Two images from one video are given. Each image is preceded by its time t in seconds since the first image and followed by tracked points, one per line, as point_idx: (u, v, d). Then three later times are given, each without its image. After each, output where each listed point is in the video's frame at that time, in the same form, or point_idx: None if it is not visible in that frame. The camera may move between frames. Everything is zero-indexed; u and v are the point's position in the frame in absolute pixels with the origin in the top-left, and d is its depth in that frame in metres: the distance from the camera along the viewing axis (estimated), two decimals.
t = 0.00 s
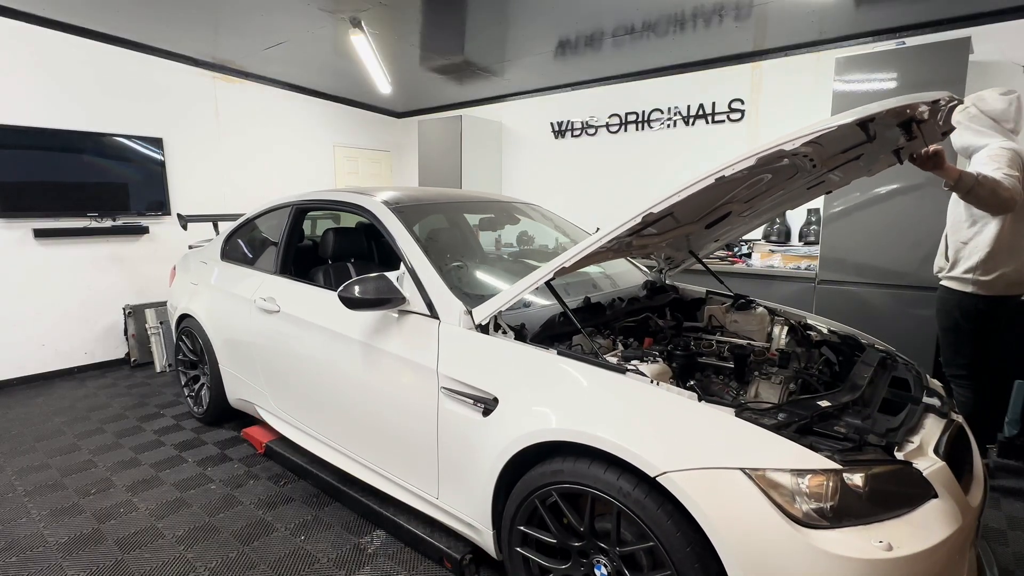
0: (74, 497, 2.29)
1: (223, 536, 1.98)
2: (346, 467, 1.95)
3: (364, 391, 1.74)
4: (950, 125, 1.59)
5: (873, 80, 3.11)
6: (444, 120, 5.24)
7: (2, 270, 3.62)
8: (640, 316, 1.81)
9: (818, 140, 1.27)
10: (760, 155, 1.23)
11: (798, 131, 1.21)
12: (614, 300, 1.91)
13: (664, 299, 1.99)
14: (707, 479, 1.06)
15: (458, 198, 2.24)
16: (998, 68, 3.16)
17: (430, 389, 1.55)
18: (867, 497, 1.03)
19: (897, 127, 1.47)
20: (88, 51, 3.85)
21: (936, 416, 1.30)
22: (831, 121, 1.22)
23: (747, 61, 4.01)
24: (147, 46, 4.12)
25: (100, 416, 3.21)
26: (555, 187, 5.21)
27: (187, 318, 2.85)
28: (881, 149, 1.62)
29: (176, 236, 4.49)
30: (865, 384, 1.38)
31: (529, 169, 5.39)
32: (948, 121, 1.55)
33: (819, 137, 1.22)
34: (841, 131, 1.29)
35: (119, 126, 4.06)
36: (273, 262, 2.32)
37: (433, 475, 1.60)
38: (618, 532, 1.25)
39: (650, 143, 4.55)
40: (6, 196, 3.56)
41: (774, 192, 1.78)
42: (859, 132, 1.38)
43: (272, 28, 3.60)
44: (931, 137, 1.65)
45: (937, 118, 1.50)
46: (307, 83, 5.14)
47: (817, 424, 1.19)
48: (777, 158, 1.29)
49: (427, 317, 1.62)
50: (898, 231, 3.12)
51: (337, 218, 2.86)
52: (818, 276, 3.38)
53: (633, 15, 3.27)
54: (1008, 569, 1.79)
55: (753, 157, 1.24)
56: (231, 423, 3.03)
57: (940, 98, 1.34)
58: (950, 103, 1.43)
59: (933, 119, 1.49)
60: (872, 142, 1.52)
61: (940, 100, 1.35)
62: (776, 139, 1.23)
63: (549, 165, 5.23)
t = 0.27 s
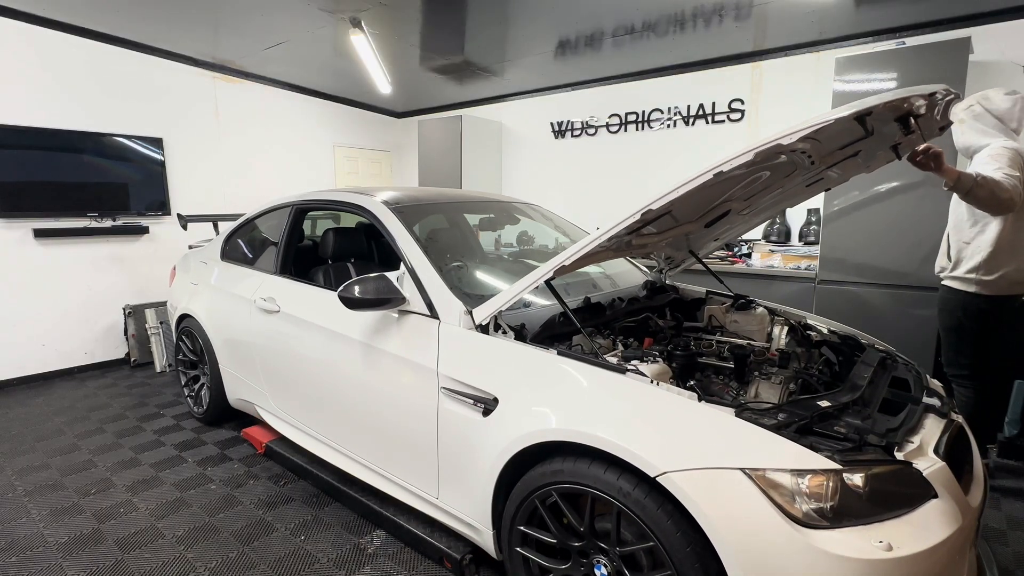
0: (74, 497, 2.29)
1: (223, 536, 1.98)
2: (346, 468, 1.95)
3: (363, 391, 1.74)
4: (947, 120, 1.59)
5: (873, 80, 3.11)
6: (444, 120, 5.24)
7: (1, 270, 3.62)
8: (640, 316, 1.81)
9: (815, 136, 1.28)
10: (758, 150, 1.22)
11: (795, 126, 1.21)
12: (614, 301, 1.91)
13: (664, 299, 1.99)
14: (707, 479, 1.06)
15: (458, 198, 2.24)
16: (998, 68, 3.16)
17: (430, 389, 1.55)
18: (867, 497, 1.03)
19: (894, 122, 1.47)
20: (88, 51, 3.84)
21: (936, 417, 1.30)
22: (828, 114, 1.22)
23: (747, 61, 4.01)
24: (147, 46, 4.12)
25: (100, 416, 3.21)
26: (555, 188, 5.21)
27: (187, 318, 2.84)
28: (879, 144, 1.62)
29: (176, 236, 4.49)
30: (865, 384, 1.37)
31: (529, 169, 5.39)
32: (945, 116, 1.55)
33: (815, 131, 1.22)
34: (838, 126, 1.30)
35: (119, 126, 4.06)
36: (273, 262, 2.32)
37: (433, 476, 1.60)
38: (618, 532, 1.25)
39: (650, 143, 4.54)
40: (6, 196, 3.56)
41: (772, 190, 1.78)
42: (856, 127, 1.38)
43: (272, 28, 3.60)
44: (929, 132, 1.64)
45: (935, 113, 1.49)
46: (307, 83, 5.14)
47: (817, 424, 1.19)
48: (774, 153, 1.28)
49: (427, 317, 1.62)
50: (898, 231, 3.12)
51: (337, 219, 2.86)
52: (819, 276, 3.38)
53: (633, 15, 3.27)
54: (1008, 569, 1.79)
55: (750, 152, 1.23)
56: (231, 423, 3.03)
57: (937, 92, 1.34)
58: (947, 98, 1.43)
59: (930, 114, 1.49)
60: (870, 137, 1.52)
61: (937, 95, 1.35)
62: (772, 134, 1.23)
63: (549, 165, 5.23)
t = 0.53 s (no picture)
0: (74, 497, 2.29)
1: (223, 536, 1.98)
2: (346, 468, 1.95)
3: (363, 391, 1.74)
4: (943, 112, 1.58)
5: (873, 80, 3.10)
6: (444, 120, 5.24)
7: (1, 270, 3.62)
8: (640, 316, 1.81)
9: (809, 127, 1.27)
10: (755, 140, 1.19)
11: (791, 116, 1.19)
12: (614, 301, 1.91)
13: (664, 299, 1.99)
14: (707, 479, 1.06)
15: (457, 197, 2.25)
16: (999, 68, 3.15)
17: (430, 389, 1.55)
18: (867, 497, 1.03)
19: (889, 114, 1.47)
20: (88, 51, 3.84)
21: (936, 417, 1.30)
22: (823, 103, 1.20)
23: (747, 61, 4.01)
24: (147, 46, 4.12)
25: (100, 416, 3.22)
26: (555, 188, 5.21)
27: (187, 318, 2.85)
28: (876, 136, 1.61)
29: (176, 236, 4.49)
30: (865, 385, 1.37)
31: (529, 169, 5.39)
32: (941, 108, 1.54)
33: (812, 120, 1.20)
34: (833, 117, 1.30)
35: (119, 126, 4.06)
36: (273, 262, 2.32)
37: (433, 476, 1.60)
38: (618, 532, 1.25)
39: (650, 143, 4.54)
40: (6, 196, 3.56)
41: (771, 186, 1.78)
42: (851, 118, 1.38)
43: (272, 28, 3.59)
44: (925, 124, 1.64)
45: (930, 104, 1.49)
46: (307, 83, 5.14)
47: (817, 424, 1.19)
48: (771, 144, 1.26)
49: (427, 317, 1.62)
50: (899, 230, 3.12)
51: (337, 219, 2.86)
52: (819, 276, 3.38)
53: (633, 15, 3.27)
54: (1008, 569, 1.79)
55: (747, 143, 1.19)
56: (231, 423, 3.03)
57: (931, 81, 1.33)
58: (942, 88, 1.43)
59: (926, 105, 1.49)
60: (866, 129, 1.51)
61: (932, 84, 1.34)
62: (769, 124, 1.20)
63: (549, 165, 5.23)
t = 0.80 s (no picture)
0: (74, 497, 2.29)
1: (223, 536, 1.98)
2: (345, 467, 1.95)
3: (364, 392, 1.74)
4: (943, 111, 1.58)
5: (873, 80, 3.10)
6: (444, 120, 5.24)
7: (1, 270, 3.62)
8: (640, 316, 1.81)
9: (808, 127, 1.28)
10: (755, 138, 1.19)
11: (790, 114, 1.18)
12: (614, 301, 1.91)
13: (664, 299, 1.99)
14: (707, 479, 1.06)
15: (458, 197, 2.25)
16: (999, 68, 3.15)
17: (430, 389, 1.55)
18: (867, 497, 1.03)
19: (889, 113, 1.47)
20: (88, 51, 3.85)
21: (936, 417, 1.30)
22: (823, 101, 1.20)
23: (747, 61, 4.01)
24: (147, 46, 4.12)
25: (100, 416, 3.22)
26: (555, 188, 5.21)
27: (187, 318, 2.85)
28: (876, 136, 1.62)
29: (176, 236, 4.50)
30: (865, 385, 1.37)
31: (529, 169, 5.40)
32: (941, 107, 1.54)
33: (811, 118, 1.20)
34: (833, 115, 1.30)
35: (119, 126, 4.06)
36: (273, 262, 2.32)
37: (433, 477, 1.60)
38: (618, 532, 1.25)
39: (650, 143, 4.54)
40: (7, 196, 3.56)
41: (771, 186, 1.78)
42: (851, 116, 1.38)
43: (272, 28, 3.60)
44: (925, 123, 1.64)
45: (930, 104, 1.49)
46: (307, 83, 5.14)
47: (817, 424, 1.19)
48: (770, 143, 1.26)
49: (427, 317, 1.62)
50: (899, 230, 3.12)
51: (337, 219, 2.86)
52: (819, 276, 3.38)
53: (633, 15, 3.27)
54: (1009, 569, 1.79)
55: (747, 141, 1.19)
56: (231, 423, 3.03)
57: (931, 80, 1.33)
58: (942, 87, 1.43)
59: (926, 105, 1.49)
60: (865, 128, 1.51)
61: (931, 83, 1.34)
62: (768, 122, 1.19)
63: (549, 166, 5.23)
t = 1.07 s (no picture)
0: (74, 497, 2.29)
1: (223, 536, 1.98)
2: (345, 467, 1.95)
3: (364, 392, 1.74)
4: (945, 115, 1.58)
5: (872, 81, 3.11)
6: (444, 120, 5.24)
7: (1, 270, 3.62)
8: (640, 317, 1.81)
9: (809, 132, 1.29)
10: (755, 142, 1.19)
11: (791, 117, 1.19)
12: (614, 301, 1.91)
13: (665, 299, 1.99)
14: (707, 479, 1.06)
15: (458, 198, 2.25)
16: (999, 68, 3.16)
17: (430, 389, 1.55)
18: (867, 497, 1.04)
19: (891, 117, 1.47)
20: (88, 51, 3.84)
21: (936, 417, 1.30)
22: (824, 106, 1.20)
23: (747, 61, 4.01)
24: (147, 46, 4.12)
25: (100, 416, 3.22)
26: (555, 188, 5.21)
27: (187, 318, 2.85)
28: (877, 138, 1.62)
29: (176, 236, 4.49)
30: (865, 385, 1.37)
31: (529, 169, 5.40)
32: (944, 111, 1.54)
33: (812, 122, 1.20)
34: (834, 119, 1.30)
35: (119, 126, 4.06)
36: (273, 262, 2.32)
37: (433, 477, 1.60)
38: (618, 532, 1.25)
39: (650, 143, 4.54)
40: (7, 196, 3.56)
41: (772, 188, 1.78)
42: (852, 120, 1.38)
43: (272, 28, 3.60)
44: (927, 127, 1.64)
45: (932, 107, 1.49)
46: (307, 83, 5.13)
47: (817, 424, 1.20)
48: (771, 145, 1.26)
49: (427, 317, 1.62)
50: (899, 230, 3.12)
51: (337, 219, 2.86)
52: (819, 276, 3.38)
53: (633, 15, 3.27)
54: (1008, 569, 1.79)
55: (748, 144, 1.19)
56: (231, 423, 3.03)
57: (933, 84, 1.33)
58: (945, 91, 1.43)
59: (928, 108, 1.49)
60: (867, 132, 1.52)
61: (933, 86, 1.34)
62: (769, 125, 1.19)
63: (549, 166, 5.23)
